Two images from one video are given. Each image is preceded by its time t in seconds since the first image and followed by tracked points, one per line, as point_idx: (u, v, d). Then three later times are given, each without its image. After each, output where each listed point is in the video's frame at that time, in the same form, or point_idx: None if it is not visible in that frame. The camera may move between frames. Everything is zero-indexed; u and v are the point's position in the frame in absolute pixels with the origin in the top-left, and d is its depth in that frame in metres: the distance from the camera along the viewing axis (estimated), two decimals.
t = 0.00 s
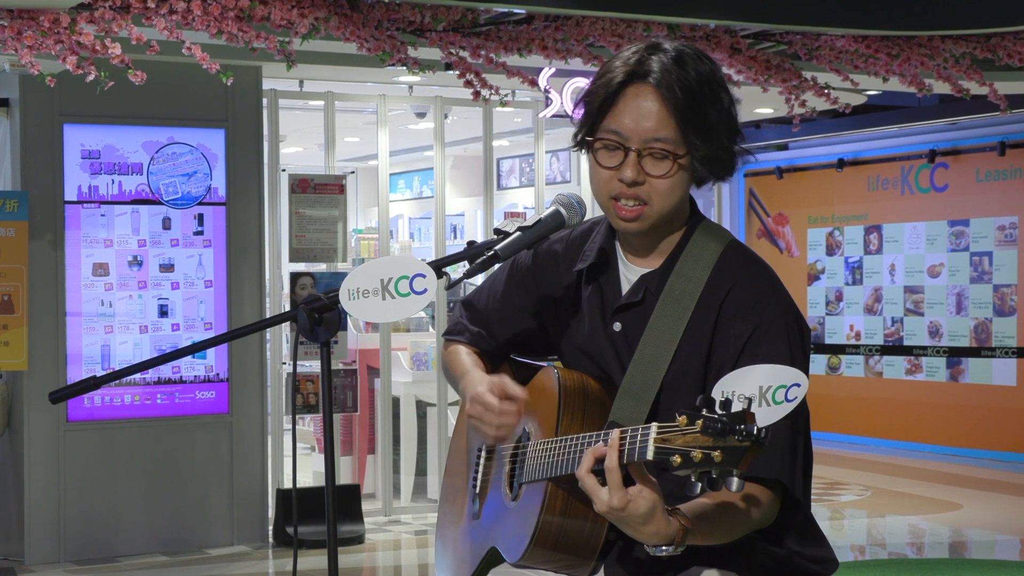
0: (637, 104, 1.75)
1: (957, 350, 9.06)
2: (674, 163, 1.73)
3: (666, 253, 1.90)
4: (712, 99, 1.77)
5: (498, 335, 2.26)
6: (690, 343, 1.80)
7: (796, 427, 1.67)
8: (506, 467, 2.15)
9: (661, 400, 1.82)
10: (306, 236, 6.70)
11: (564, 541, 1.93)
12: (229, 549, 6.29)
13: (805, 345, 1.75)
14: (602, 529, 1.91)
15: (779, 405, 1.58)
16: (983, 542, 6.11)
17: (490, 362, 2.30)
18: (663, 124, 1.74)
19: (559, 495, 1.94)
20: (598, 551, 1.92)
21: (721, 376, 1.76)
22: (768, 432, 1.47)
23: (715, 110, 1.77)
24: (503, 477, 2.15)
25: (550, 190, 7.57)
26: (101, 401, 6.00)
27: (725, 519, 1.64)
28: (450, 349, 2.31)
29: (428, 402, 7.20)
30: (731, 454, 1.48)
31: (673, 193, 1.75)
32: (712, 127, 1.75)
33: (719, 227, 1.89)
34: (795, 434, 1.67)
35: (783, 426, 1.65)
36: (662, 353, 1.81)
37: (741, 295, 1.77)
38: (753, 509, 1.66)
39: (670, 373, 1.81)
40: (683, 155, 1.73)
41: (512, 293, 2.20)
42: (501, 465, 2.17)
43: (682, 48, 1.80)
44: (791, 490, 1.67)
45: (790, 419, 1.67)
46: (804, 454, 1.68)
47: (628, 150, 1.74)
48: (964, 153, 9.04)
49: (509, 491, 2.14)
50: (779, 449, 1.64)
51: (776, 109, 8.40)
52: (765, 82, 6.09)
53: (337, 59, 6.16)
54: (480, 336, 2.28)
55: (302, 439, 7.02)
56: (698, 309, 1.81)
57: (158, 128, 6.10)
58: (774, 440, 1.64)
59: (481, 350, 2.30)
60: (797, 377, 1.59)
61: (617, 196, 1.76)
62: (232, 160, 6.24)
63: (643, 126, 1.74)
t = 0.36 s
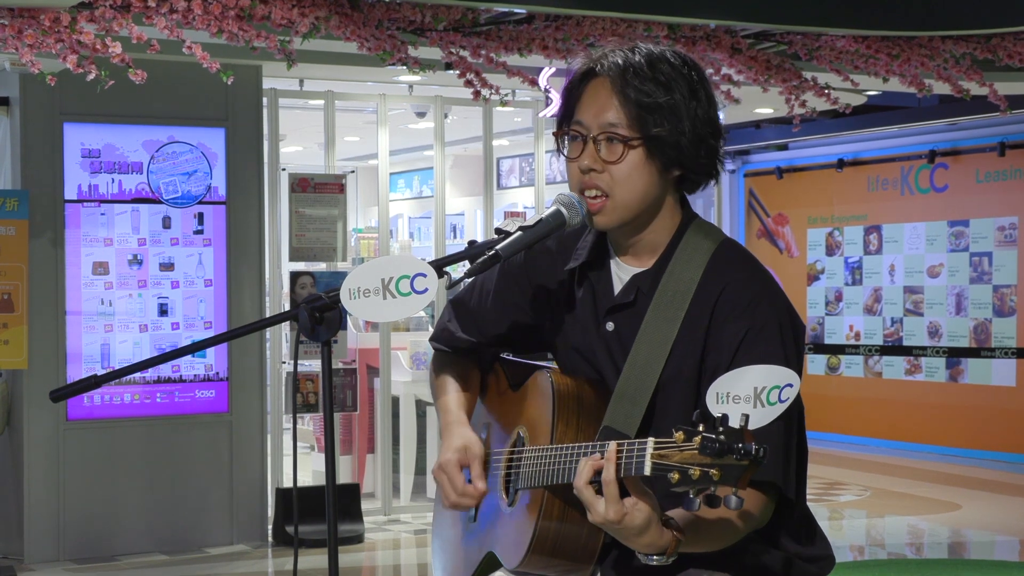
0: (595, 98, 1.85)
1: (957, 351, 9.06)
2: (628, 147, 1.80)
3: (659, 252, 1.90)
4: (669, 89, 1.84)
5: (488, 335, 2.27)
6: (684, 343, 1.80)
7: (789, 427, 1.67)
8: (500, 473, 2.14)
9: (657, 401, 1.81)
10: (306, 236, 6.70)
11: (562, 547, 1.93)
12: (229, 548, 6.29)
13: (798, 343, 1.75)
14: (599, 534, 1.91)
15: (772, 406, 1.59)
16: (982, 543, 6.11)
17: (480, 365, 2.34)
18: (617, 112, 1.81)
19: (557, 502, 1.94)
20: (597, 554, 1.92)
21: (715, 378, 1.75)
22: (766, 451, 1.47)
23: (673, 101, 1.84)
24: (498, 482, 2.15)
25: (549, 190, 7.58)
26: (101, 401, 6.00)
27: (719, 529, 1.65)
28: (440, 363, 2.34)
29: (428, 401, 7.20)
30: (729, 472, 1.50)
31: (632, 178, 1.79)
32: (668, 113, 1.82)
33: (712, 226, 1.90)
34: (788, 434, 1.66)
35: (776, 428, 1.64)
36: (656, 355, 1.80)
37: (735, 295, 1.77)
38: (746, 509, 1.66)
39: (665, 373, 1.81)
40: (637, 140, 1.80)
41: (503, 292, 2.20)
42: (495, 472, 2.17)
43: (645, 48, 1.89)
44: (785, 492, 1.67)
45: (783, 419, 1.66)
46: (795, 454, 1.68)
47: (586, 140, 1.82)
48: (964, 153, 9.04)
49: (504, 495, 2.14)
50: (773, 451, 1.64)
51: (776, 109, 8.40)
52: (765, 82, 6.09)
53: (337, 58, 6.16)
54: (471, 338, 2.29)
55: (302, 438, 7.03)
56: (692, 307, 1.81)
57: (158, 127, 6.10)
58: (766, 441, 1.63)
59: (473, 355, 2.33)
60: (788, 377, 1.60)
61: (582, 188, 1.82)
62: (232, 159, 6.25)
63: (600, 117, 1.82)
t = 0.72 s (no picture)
0: (601, 102, 1.84)
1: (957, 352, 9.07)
2: (636, 151, 1.79)
3: (669, 256, 1.90)
4: (674, 91, 1.84)
5: (495, 335, 2.27)
6: (695, 348, 1.80)
7: (800, 437, 1.67)
8: (503, 474, 2.14)
9: (665, 404, 1.82)
10: (306, 236, 6.71)
11: (565, 549, 1.94)
12: (228, 548, 6.30)
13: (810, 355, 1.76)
14: (603, 537, 1.91)
15: (783, 415, 1.61)
16: (982, 544, 6.12)
17: (487, 367, 2.34)
18: (623, 116, 1.81)
19: (560, 504, 1.94)
20: (598, 557, 1.92)
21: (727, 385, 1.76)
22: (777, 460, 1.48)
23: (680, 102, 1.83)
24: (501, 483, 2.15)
25: (549, 191, 7.58)
26: (100, 401, 6.00)
27: (726, 536, 1.65)
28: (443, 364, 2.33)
29: (428, 401, 7.20)
30: (739, 480, 1.50)
31: (639, 182, 1.79)
32: (674, 115, 1.82)
33: (725, 232, 1.89)
34: (799, 445, 1.66)
35: (787, 437, 1.65)
36: (667, 360, 1.80)
37: (747, 302, 1.77)
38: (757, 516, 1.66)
39: (674, 378, 1.81)
40: (644, 143, 1.80)
41: (510, 293, 2.20)
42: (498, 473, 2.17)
43: (650, 49, 1.89)
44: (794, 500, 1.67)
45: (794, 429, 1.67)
46: (805, 464, 1.68)
47: (593, 144, 1.82)
48: (964, 155, 9.05)
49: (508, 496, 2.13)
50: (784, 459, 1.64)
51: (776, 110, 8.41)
52: (765, 83, 6.09)
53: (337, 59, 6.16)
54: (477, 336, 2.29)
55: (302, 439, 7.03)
56: (703, 312, 1.81)
57: (158, 128, 6.10)
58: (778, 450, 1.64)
59: (477, 355, 2.32)
60: (802, 388, 1.62)
61: (589, 193, 1.81)
62: (232, 160, 6.25)
63: (606, 121, 1.82)
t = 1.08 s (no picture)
0: (604, 96, 1.84)
1: (957, 350, 9.06)
2: (639, 146, 1.79)
3: (670, 256, 1.89)
4: (678, 86, 1.84)
5: (498, 330, 2.27)
6: (697, 347, 1.80)
7: (801, 436, 1.66)
8: (506, 471, 2.15)
9: (667, 405, 1.82)
10: (305, 235, 6.70)
11: (565, 547, 1.94)
12: (228, 548, 6.30)
13: (812, 354, 1.74)
14: (603, 535, 1.91)
15: (783, 415, 1.60)
16: (981, 542, 6.12)
17: (490, 360, 2.35)
18: (627, 110, 1.81)
19: (562, 501, 1.94)
20: (600, 554, 1.93)
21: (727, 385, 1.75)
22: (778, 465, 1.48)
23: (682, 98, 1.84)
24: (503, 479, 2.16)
25: (549, 189, 7.57)
26: (100, 400, 6.00)
27: (726, 537, 1.65)
28: (448, 351, 2.35)
29: (427, 400, 7.20)
30: (740, 484, 1.50)
31: (642, 178, 1.79)
32: (678, 110, 1.82)
33: (726, 231, 1.89)
34: (800, 445, 1.66)
35: (786, 436, 1.63)
36: (668, 359, 1.81)
37: (749, 301, 1.77)
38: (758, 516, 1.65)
39: (675, 378, 1.81)
40: (648, 138, 1.80)
41: (512, 291, 2.20)
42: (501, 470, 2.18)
43: (651, 45, 1.89)
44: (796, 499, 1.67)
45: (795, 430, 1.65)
46: (807, 463, 1.67)
47: (596, 139, 1.81)
48: (963, 153, 9.04)
49: (510, 492, 2.14)
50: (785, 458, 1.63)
51: (776, 109, 8.41)
52: (764, 82, 6.09)
53: (336, 57, 6.16)
54: (479, 333, 2.30)
55: (301, 438, 7.04)
56: (705, 312, 1.81)
57: (157, 127, 6.10)
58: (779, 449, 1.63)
59: (480, 350, 2.33)
60: (803, 387, 1.61)
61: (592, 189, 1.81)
62: (231, 159, 6.25)
63: (609, 116, 1.81)
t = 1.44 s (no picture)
0: (598, 91, 1.85)
1: (958, 350, 9.06)
2: (636, 139, 1.80)
3: (666, 256, 1.89)
4: (671, 81, 1.85)
5: (495, 332, 2.27)
6: (695, 345, 1.80)
7: (799, 433, 1.66)
8: (506, 469, 2.15)
9: (666, 404, 1.82)
10: (307, 235, 6.70)
11: (566, 545, 1.93)
12: (229, 547, 6.30)
13: (810, 349, 1.74)
14: (604, 533, 1.91)
15: (782, 412, 1.64)
16: (983, 541, 6.11)
17: (489, 359, 2.32)
18: (622, 105, 1.82)
19: (562, 500, 1.93)
20: (600, 554, 1.92)
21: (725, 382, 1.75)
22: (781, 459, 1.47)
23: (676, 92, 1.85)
24: (503, 478, 2.15)
25: (549, 188, 7.57)
26: (101, 400, 6.00)
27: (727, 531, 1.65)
28: (448, 350, 2.31)
29: (428, 400, 7.20)
30: (743, 479, 1.49)
31: (639, 171, 1.80)
32: (672, 104, 1.83)
33: (721, 229, 1.89)
34: (798, 442, 1.65)
35: (784, 432, 1.63)
36: (665, 358, 1.81)
37: (747, 298, 1.77)
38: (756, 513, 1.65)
39: (673, 377, 1.81)
40: (644, 131, 1.81)
41: (510, 293, 2.21)
42: (500, 468, 2.17)
43: (641, 41, 1.91)
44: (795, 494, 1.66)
45: (792, 426, 1.65)
46: (806, 461, 1.66)
47: (592, 134, 1.82)
48: (964, 152, 9.04)
49: (510, 492, 2.13)
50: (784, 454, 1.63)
51: (777, 108, 8.40)
52: (765, 81, 6.09)
53: (338, 57, 6.16)
54: (479, 333, 2.28)
55: (302, 437, 7.04)
56: (703, 309, 1.80)
57: (158, 127, 6.10)
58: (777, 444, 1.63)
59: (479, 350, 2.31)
60: (801, 383, 1.65)
61: (589, 183, 1.82)
62: (232, 158, 6.25)
63: (604, 110, 1.82)
